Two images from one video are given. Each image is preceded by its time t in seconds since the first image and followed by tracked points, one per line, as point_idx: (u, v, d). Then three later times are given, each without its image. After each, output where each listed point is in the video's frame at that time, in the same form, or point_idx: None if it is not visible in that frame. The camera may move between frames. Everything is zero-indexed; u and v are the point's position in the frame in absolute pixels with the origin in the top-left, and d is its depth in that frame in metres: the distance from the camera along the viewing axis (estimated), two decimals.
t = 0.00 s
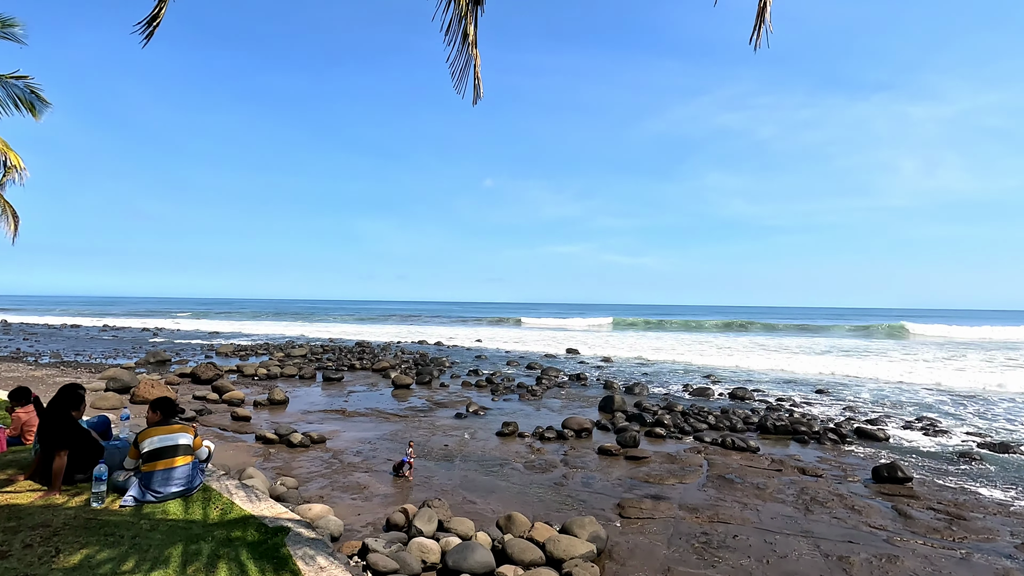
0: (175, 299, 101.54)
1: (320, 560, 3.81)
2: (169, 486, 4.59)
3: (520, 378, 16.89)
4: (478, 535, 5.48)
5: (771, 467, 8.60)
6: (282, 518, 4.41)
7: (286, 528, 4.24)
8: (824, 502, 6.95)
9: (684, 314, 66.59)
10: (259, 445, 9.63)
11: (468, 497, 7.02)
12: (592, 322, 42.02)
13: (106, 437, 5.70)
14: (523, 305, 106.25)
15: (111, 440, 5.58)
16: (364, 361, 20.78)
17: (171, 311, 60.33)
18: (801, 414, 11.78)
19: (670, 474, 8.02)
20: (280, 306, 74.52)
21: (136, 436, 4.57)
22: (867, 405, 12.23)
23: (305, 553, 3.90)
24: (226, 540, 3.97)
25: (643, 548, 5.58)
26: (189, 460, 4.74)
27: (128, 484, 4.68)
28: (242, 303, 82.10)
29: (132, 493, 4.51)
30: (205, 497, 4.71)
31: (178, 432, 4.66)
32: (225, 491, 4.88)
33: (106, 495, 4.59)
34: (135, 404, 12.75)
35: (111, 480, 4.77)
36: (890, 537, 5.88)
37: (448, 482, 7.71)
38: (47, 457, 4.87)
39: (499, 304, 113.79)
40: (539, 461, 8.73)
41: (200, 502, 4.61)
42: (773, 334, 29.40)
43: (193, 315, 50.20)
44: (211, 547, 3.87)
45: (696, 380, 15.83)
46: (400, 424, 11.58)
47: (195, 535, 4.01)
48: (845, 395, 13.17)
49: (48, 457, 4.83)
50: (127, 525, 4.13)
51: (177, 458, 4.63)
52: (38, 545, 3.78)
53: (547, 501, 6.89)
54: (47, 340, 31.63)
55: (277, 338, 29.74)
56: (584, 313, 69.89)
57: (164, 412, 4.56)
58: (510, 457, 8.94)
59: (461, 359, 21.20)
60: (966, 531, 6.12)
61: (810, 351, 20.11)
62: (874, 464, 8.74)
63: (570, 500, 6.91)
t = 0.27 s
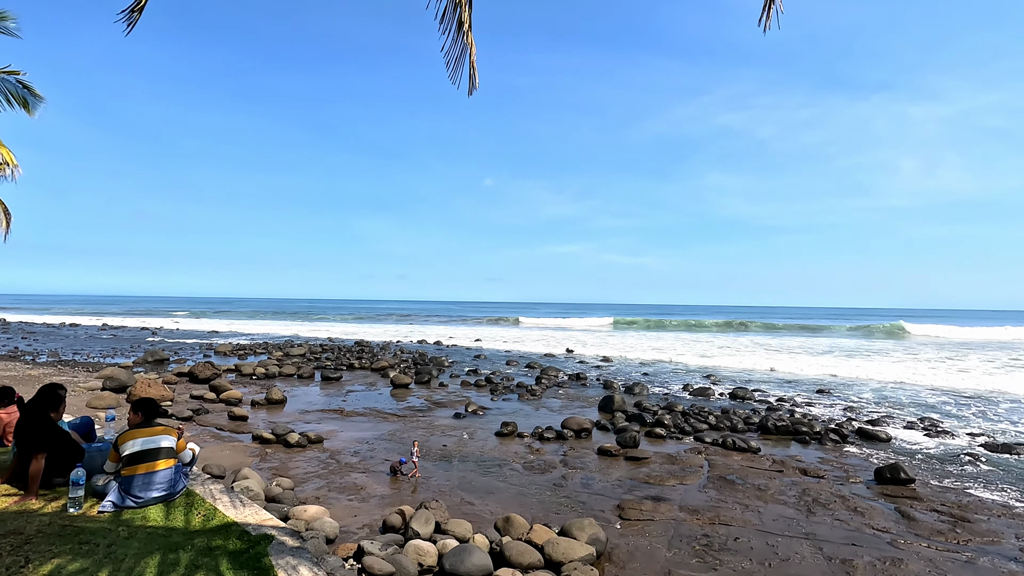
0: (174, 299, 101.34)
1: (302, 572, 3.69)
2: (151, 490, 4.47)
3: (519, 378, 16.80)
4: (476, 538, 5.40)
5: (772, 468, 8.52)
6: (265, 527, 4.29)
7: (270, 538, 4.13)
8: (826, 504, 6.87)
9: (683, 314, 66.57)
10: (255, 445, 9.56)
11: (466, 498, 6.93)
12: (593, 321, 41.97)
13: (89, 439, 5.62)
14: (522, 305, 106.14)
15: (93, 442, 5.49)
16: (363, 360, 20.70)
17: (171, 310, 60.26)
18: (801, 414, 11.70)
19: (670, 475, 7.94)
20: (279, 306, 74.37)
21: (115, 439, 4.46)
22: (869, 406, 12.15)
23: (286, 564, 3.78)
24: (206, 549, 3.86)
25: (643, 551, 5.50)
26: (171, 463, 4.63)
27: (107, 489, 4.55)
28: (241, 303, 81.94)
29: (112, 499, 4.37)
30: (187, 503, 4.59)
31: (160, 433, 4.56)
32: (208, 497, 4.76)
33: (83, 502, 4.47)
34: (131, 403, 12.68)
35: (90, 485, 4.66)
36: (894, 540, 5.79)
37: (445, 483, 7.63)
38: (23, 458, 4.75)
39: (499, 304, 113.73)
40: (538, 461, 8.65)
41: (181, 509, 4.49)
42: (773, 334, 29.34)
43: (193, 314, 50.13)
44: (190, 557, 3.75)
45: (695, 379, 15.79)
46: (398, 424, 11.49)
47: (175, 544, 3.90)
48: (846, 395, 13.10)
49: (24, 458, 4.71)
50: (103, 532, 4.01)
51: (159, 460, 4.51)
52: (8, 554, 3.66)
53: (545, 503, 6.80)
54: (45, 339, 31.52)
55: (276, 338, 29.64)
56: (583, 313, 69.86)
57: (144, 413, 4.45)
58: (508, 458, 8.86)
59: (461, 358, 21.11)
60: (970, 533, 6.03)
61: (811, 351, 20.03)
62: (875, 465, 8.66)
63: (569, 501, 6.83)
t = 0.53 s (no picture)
0: (171, 298, 100.95)
1: None
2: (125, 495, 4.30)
3: (517, 377, 16.74)
4: (471, 540, 5.31)
5: (771, 469, 8.45)
6: (243, 535, 4.09)
7: (249, 545, 3.93)
8: (826, 505, 6.80)
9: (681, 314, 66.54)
10: (250, 445, 9.46)
11: (462, 500, 6.85)
12: (591, 320, 41.98)
13: (67, 441, 5.46)
14: (520, 304, 106.06)
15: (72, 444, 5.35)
16: (360, 360, 20.59)
17: (169, 310, 60.20)
18: (800, 414, 11.63)
19: (669, 476, 7.86)
20: (276, 305, 74.14)
21: (90, 443, 4.34)
22: (868, 406, 12.09)
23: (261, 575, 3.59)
24: (178, 559, 3.66)
25: (641, 553, 5.41)
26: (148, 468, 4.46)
27: (81, 494, 4.41)
28: (238, 302, 81.62)
29: (84, 504, 4.23)
30: (164, 508, 4.40)
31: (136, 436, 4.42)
32: (187, 501, 4.56)
33: (55, 507, 4.34)
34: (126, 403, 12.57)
35: (64, 490, 4.51)
36: (894, 542, 5.73)
37: (441, 483, 7.55)
38: None
39: (497, 303, 113.61)
40: (535, 462, 8.56)
41: (157, 515, 4.31)
42: (771, 334, 29.30)
43: (190, 313, 50.05)
44: (161, 567, 3.56)
45: (693, 379, 15.72)
46: (394, 424, 11.41)
47: (146, 554, 3.71)
48: (845, 395, 13.04)
49: None
50: (72, 540, 3.85)
51: (135, 464, 4.35)
52: None
53: (542, 504, 6.71)
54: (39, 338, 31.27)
55: (272, 337, 29.49)
56: (581, 312, 69.80)
57: (120, 414, 4.34)
58: (505, 458, 8.78)
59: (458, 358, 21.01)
60: (972, 535, 5.96)
61: (809, 351, 19.99)
62: (875, 466, 8.60)
63: (566, 503, 6.74)
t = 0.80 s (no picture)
0: (166, 298, 100.45)
1: None
2: (100, 505, 4.16)
3: (514, 377, 16.66)
4: (466, 543, 5.24)
5: (769, 469, 8.39)
6: (220, 547, 3.94)
7: (228, 558, 3.79)
8: (825, 506, 6.74)
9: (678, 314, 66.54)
10: (244, 446, 9.36)
11: (458, 502, 6.77)
12: (589, 320, 41.95)
13: (44, 445, 5.35)
14: (517, 304, 105.98)
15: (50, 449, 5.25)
16: (356, 360, 20.47)
17: (165, 309, 59.98)
18: (798, 414, 11.58)
19: (666, 477, 7.79)
20: (272, 304, 73.86)
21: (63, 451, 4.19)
22: (866, 406, 12.05)
23: None
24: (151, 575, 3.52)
25: (639, 556, 5.34)
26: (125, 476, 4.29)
27: (53, 504, 4.27)
28: (234, 301, 81.25)
29: (56, 515, 4.10)
30: (141, 519, 4.31)
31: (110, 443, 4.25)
32: (165, 511, 4.44)
33: (25, 518, 4.19)
34: (119, 403, 12.46)
35: (37, 499, 4.38)
36: (894, 544, 5.67)
37: (437, 485, 7.47)
38: None
39: (494, 302, 113.47)
40: (532, 463, 8.49)
41: (133, 526, 4.20)
42: (768, 333, 29.25)
43: (187, 313, 49.83)
44: None
45: (691, 379, 15.67)
46: (390, 425, 11.32)
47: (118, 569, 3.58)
48: (842, 396, 13.00)
49: None
50: (42, 553, 3.74)
51: (111, 472, 4.18)
52: None
53: (539, 506, 6.64)
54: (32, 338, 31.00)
55: (268, 337, 29.32)
56: (578, 312, 69.73)
57: (95, 421, 4.17)
58: (502, 459, 8.71)
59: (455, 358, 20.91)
60: (971, 536, 5.90)
61: (806, 351, 19.95)
62: (873, 467, 8.55)
63: (562, 504, 6.67)
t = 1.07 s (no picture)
0: (162, 297, 100.00)
1: None
2: (77, 512, 4.04)
3: (512, 377, 16.57)
4: (464, 546, 5.16)
5: (769, 469, 8.33)
6: (202, 558, 3.79)
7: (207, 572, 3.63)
8: (825, 506, 6.68)
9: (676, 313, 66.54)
10: (238, 447, 9.26)
11: (455, 503, 6.69)
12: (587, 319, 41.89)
13: (24, 448, 5.18)
14: (515, 303, 105.87)
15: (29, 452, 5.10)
16: (353, 359, 20.35)
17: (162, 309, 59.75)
18: (797, 413, 11.52)
19: (666, 477, 7.71)
20: (269, 303, 73.58)
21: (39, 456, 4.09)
22: (865, 405, 11.99)
23: None
24: None
25: (639, 558, 5.26)
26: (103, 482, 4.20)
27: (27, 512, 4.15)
28: (230, 301, 80.92)
29: (30, 523, 3.95)
30: (120, 527, 4.14)
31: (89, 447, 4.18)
32: (146, 519, 4.30)
33: None
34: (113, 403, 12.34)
35: (13, 506, 4.27)
36: (896, 545, 5.60)
37: (434, 486, 7.38)
38: None
39: (492, 301, 113.34)
40: (530, 463, 8.41)
41: (112, 535, 4.04)
42: (766, 332, 29.20)
43: (184, 313, 49.63)
44: None
45: (689, 378, 15.60)
46: (387, 425, 11.23)
47: None
48: (841, 395, 12.94)
49: None
50: (13, 565, 3.59)
51: (90, 477, 4.10)
52: None
53: (537, 507, 6.56)
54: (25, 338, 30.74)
55: (264, 337, 29.16)
56: (576, 311, 69.69)
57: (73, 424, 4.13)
58: (499, 459, 8.63)
59: (453, 357, 20.81)
60: (974, 537, 5.82)
61: (804, 350, 19.91)
62: (873, 466, 8.49)
63: (561, 505, 6.59)
